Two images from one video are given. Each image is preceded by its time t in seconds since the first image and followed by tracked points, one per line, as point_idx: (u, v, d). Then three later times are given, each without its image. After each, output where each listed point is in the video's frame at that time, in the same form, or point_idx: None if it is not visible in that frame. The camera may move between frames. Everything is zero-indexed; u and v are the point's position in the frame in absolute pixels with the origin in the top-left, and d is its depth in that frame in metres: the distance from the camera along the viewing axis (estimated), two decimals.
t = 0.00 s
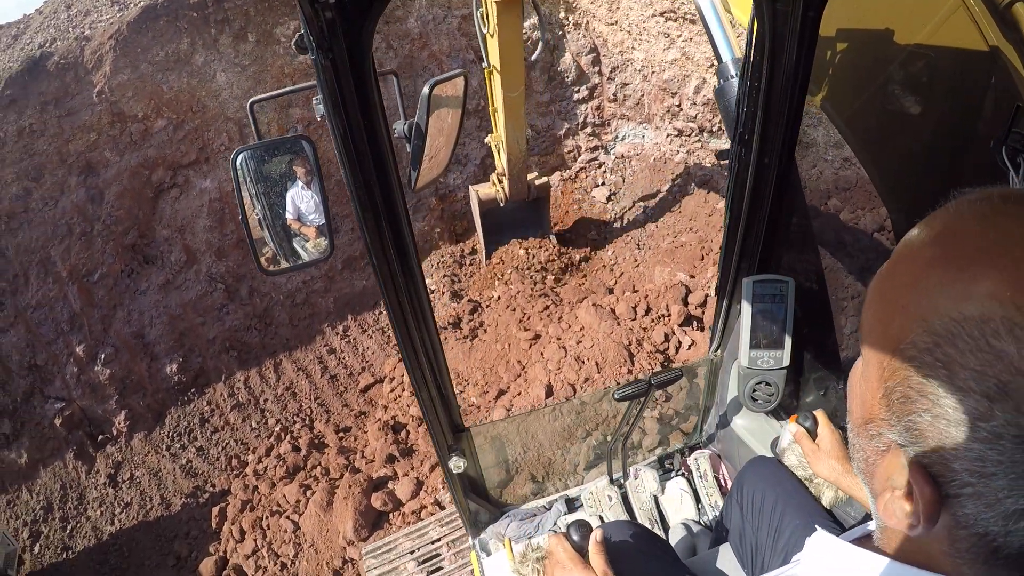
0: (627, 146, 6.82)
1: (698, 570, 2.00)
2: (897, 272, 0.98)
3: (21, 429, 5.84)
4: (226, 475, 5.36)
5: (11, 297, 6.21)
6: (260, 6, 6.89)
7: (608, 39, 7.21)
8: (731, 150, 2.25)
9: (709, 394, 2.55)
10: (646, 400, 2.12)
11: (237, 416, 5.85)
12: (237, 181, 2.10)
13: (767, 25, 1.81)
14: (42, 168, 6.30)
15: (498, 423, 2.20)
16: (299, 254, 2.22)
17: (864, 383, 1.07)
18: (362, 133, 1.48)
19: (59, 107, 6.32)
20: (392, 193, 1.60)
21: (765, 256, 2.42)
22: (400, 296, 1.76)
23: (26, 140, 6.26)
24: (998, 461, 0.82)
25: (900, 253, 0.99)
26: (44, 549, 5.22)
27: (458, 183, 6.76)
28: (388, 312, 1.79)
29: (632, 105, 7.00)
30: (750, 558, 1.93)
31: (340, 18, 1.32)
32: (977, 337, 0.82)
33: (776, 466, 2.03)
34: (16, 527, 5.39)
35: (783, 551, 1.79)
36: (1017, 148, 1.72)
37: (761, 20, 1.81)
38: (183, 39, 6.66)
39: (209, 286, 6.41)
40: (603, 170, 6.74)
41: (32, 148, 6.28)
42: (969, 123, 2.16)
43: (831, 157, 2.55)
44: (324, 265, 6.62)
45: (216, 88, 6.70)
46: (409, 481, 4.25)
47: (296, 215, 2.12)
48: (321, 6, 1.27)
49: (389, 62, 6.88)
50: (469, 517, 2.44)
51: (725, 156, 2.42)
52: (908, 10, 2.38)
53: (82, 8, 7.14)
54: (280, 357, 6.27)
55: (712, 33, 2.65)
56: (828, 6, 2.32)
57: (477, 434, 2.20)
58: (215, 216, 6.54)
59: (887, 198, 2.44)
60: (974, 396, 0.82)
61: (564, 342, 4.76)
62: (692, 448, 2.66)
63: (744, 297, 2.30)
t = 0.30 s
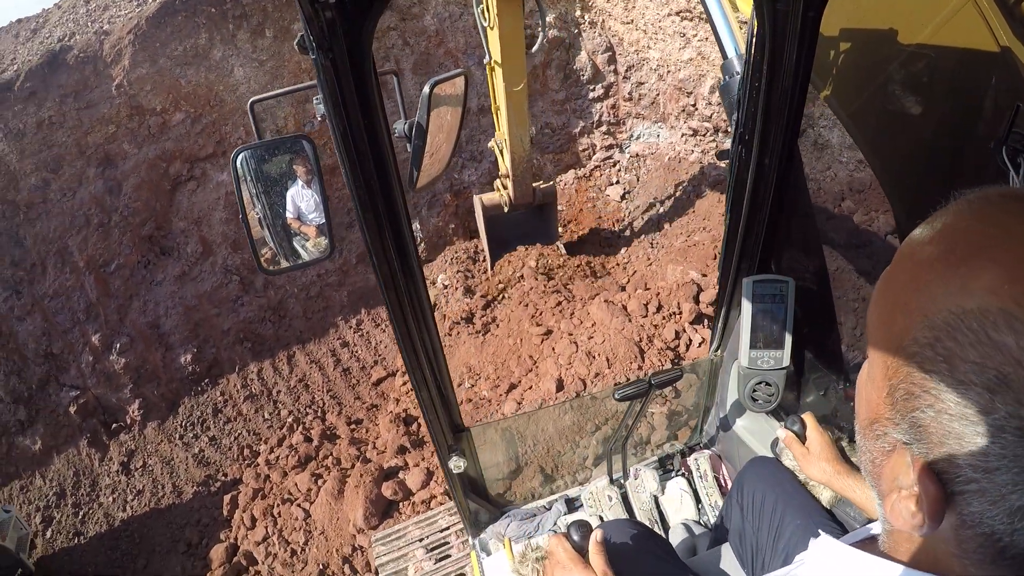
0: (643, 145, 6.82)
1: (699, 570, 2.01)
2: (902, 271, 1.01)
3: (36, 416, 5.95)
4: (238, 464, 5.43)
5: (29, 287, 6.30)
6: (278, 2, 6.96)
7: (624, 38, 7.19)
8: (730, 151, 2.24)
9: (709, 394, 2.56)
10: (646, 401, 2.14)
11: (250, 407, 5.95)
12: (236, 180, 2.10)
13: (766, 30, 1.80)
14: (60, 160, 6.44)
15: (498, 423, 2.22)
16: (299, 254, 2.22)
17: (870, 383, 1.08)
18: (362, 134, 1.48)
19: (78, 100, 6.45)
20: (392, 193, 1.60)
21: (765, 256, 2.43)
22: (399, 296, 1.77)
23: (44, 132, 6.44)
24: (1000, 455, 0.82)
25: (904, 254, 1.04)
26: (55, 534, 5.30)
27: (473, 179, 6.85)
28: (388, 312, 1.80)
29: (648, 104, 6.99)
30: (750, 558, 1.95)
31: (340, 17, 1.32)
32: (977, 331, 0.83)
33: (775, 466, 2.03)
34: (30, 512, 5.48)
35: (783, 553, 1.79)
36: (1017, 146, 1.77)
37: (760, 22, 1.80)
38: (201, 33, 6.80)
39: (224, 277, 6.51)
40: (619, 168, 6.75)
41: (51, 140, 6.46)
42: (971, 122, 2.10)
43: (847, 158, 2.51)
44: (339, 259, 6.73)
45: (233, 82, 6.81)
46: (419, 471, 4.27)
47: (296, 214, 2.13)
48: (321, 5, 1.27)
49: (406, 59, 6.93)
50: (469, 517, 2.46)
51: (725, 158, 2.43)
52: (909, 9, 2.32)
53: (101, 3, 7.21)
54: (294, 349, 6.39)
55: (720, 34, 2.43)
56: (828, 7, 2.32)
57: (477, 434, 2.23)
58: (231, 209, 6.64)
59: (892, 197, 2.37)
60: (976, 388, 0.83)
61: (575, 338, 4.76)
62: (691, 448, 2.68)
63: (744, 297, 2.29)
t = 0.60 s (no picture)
0: (659, 144, 6.83)
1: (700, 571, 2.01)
2: (905, 266, 1.02)
3: (55, 402, 6.21)
4: (252, 453, 5.54)
5: (49, 276, 6.45)
6: None
7: (642, 37, 7.21)
8: (730, 150, 2.22)
9: (709, 394, 2.56)
10: (646, 400, 2.19)
11: (265, 398, 6.06)
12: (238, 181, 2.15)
13: (766, 30, 1.77)
14: (81, 152, 6.51)
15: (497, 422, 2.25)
16: (299, 254, 2.26)
17: (872, 377, 1.10)
18: (362, 135, 1.49)
19: (100, 93, 6.52)
20: (392, 194, 1.61)
21: (766, 254, 2.40)
22: (399, 296, 1.79)
23: (66, 124, 6.50)
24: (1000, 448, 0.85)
25: (909, 248, 1.04)
26: (70, 519, 5.43)
27: (489, 176, 6.87)
28: (388, 311, 1.82)
29: (664, 103, 7.03)
30: (749, 558, 1.96)
31: (340, 17, 1.31)
32: (979, 323, 0.86)
33: (772, 467, 2.04)
34: (47, 496, 5.72)
35: (781, 553, 1.79)
36: (1016, 146, 1.62)
37: (762, 20, 1.77)
38: (221, 28, 6.82)
39: (241, 270, 6.59)
40: (635, 166, 6.74)
41: (72, 133, 6.50)
42: (972, 119, 2.09)
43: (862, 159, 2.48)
44: (356, 253, 6.80)
45: (253, 78, 6.86)
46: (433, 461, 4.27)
47: (296, 215, 2.17)
48: (321, 5, 1.27)
49: (424, 56, 6.99)
50: (469, 518, 2.48)
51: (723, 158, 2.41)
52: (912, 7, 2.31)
53: None
54: (309, 341, 6.50)
55: (720, 32, 2.38)
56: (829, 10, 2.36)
57: (477, 433, 2.25)
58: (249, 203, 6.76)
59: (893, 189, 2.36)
60: (976, 380, 0.85)
61: (588, 333, 4.79)
62: (692, 449, 2.70)
63: (745, 297, 2.25)
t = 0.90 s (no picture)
0: (673, 142, 6.83)
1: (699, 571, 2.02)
2: (909, 269, 1.03)
3: (71, 391, 6.34)
4: (264, 444, 5.63)
5: (65, 267, 6.57)
6: None
7: (657, 35, 7.21)
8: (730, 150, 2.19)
9: (709, 394, 2.57)
10: (645, 400, 2.23)
11: (277, 389, 6.14)
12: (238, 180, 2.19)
13: (766, 29, 1.77)
14: (99, 145, 6.62)
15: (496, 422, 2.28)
16: (299, 254, 2.30)
17: (877, 382, 1.11)
18: (362, 135, 1.51)
19: (118, 87, 6.65)
20: (392, 193, 1.63)
21: (766, 253, 2.32)
22: (399, 296, 1.80)
23: (84, 118, 6.62)
24: (1004, 451, 0.87)
25: (913, 251, 1.05)
26: (83, 507, 5.53)
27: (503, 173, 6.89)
28: (388, 311, 1.84)
29: (679, 102, 7.02)
30: (750, 558, 1.96)
31: (340, 17, 1.34)
32: (983, 329, 0.87)
33: (773, 467, 2.04)
34: (59, 484, 5.82)
35: (782, 552, 1.80)
36: (1016, 146, 1.59)
37: (762, 19, 1.77)
38: (238, 24, 6.87)
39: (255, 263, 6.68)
40: (649, 165, 6.74)
41: (91, 126, 6.64)
42: (971, 119, 2.07)
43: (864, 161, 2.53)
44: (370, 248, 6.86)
45: (269, 73, 6.92)
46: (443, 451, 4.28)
47: (296, 215, 2.20)
48: (321, 5, 1.30)
49: (439, 53, 7.02)
50: (469, 518, 2.50)
51: (724, 156, 2.35)
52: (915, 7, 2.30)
53: None
54: (322, 334, 6.57)
55: (720, 30, 2.39)
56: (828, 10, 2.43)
57: (476, 434, 2.27)
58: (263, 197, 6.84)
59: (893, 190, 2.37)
60: (981, 387, 0.87)
61: (599, 329, 4.80)
62: (692, 450, 2.68)
63: (745, 297, 2.25)
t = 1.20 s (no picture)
0: (683, 142, 6.82)
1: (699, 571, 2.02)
2: (906, 271, 1.04)
3: (82, 383, 6.42)
4: (273, 438, 5.68)
5: (77, 261, 6.66)
6: None
7: (668, 34, 7.19)
8: (730, 150, 2.19)
9: (709, 394, 2.58)
10: (646, 399, 2.24)
11: (286, 384, 6.20)
12: (238, 180, 2.20)
13: (766, 30, 1.78)
14: (112, 140, 6.69)
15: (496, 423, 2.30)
16: (299, 254, 2.33)
17: (876, 386, 1.11)
18: (362, 135, 1.53)
19: (131, 83, 6.73)
20: (392, 193, 1.65)
21: (766, 254, 2.33)
22: (399, 296, 1.82)
23: (98, 113, 6.69)
24: (1001, 453, 0.87)
25: (909, 253, 1.06)
26: (92, 498, 5.60)
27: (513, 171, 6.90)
28: (388, 310, 1.86)
29: (690, 101, 7.01)
30: (749, 557, 1.97)
31: (340, 18, 1.36)
32: (976, 331, 0.87)
33: (773, 467, 2.05)
34: (69, 475, 5.90)
35: (782, 553, 1.81)
36: (1016, 146, 1.65)
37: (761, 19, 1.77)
38: (252, 21, 6.92)
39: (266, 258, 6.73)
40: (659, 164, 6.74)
41: (103, 121, 6.70)
42: (971, 119, 2.11)
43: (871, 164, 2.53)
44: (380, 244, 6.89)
45: (281, 70, 6.97)
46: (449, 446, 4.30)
47: (296, 214, 2.21)
48: (321, 5, 1.32)
49: (450, 51, 7.05)
50: (470, 518, 2.51)
51: (724, 156, 2.37)
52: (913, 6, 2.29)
53: None
54: (332, 330, 6.61)
55: (718, 28, 2.39)
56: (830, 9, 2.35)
57: (476, 433, 2.29)
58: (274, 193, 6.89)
59: (893, 191, 2.37)
60: (976, 388, 0.87)
61: (608, 327, 4.80)
62: (692, 449, 2.69)
63: (745, 297, 2.25)
